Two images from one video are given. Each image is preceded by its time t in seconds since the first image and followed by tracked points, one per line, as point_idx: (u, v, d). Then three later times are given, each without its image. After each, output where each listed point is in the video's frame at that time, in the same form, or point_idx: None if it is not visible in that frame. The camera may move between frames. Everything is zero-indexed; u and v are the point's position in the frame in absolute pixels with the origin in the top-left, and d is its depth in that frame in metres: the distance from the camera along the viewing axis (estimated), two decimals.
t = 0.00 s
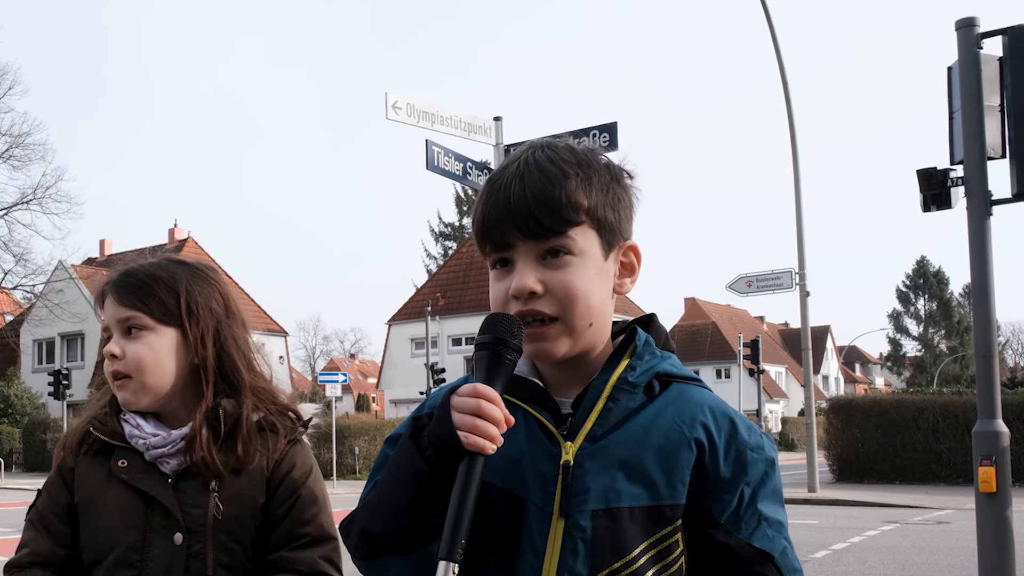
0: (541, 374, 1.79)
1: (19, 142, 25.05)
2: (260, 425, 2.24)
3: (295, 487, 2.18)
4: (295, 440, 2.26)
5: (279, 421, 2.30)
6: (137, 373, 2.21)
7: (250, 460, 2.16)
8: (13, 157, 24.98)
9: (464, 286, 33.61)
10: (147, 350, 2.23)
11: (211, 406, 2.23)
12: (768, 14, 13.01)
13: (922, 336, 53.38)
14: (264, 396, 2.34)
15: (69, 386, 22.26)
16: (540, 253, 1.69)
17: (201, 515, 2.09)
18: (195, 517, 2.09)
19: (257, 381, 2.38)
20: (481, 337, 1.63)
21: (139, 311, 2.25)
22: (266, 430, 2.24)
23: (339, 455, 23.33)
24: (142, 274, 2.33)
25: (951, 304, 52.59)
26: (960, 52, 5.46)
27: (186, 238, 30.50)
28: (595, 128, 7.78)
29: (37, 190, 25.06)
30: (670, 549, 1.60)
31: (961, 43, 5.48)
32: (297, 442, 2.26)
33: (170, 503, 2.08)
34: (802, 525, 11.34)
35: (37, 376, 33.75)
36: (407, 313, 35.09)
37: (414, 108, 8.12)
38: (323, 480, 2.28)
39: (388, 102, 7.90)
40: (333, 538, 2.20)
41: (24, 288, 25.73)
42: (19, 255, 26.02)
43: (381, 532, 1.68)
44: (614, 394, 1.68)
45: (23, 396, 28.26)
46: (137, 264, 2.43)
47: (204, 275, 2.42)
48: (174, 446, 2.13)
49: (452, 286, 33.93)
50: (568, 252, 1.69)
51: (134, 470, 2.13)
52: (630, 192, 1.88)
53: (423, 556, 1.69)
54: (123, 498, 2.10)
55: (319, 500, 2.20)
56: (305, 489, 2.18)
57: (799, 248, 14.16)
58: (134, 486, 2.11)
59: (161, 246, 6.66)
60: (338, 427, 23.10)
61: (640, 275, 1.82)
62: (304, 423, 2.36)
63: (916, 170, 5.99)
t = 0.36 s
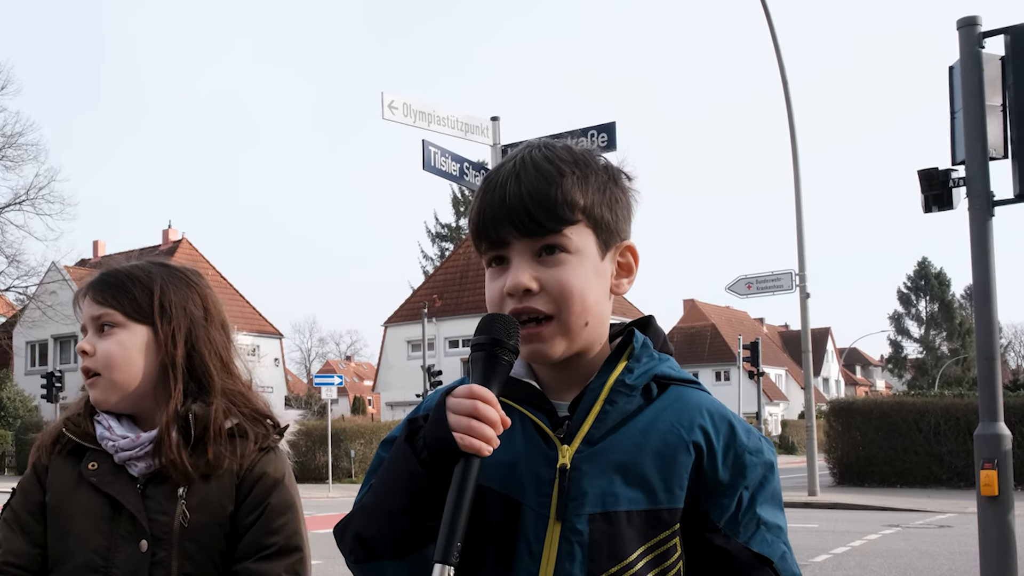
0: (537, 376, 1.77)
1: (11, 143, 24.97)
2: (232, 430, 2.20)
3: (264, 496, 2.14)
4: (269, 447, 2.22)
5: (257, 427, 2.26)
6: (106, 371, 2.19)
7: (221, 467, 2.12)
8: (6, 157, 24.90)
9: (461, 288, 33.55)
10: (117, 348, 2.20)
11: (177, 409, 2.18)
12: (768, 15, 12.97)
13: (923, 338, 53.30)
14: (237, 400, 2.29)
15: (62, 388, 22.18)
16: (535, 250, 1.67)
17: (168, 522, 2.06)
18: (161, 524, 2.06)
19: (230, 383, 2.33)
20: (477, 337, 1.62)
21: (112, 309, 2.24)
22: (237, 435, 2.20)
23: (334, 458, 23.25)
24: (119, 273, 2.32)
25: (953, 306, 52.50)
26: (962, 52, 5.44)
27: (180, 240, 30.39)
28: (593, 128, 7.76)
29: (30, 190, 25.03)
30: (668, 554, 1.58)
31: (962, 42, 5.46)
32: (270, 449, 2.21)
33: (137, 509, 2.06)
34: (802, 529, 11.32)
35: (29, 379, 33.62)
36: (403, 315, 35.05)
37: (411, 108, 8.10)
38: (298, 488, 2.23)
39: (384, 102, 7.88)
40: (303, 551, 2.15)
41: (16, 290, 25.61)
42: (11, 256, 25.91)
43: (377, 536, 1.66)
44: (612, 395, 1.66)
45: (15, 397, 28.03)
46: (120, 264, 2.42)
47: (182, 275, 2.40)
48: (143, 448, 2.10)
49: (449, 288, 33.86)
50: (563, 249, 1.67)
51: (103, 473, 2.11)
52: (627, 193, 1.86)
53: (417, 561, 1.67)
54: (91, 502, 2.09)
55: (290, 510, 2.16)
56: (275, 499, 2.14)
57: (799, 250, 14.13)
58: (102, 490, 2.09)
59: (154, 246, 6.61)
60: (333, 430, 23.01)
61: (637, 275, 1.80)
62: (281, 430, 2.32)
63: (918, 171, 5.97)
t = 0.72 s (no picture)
0: (536, 380, 1.75)
1: (4, 143, 24.83)
2: (204, 436, 2.16)
3: (231, 505, 2.09)
4: (241, 454, 2.17)
5: (235, 435, 2.22)
6: (84, 376, 2.17)
7: (188, 474, 2.09)
8: None
9: (458, 289, 33.50)
10: (99, 353, 2.19)
11: (150, 413, 2.15)
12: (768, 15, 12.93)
13: (924, 340, 53.25)
14: (213, 408, 2.26)
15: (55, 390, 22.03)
16: (532, 254, 1.66)
17: (131, 528, 2.03)
18: (124, 531, 2.03)
19: (210, 389, 2.30)
20: (475, 338, 1.60)
21: (94, 313, 2.22)
22: (207, 443, 2.16)
23: (330, 461, 23.18)
24: (103, 278, 2.30)
25: (954, 307, 52.45)
26: (964, 51, 5.42)
27: (174, 241, 30.30)
28: (592, 128, 7.73)
29: (23, 191, 25.03)
30: (668, 556, 1.56)
31: (964, 41, 5.45)
32: (242, 456, 2.17)
33: (101, 515, 2.04)
34: (802, 533, 11.30)
35: (23, 382, 33.47)
36: (400, 317, 34.99)
37: (407, 108, 8.09)
38: (270, 496, 2.19)
39: (381, 102, 7.85)
40: (272, 563, 2.10)
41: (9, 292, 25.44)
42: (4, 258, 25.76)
43: (374, 539, 1.64)
44: (610, 398, 1.64)
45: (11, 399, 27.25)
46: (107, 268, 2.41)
47: (166, 280, 2.37)
48: (110, 453, 2.09)
49: (445, 290, 33.79)
50: (559, 253, 1.65)
51: (71, 477, 2.10)
52: (624, 194, 1.84)
53: (414, 562, 1.65)
54: (58, 507, 2.08)
55: (259, 521, 2.11)
56: (242, 509, 2.09)
57: (799, 251, 14.11)
58: (69, 495, 2.08)
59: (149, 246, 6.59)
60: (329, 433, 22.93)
61: (634, 277, 1.79)
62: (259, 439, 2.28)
63: (919, 172, 5.96)
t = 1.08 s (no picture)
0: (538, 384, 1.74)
1: None
2: (177, 436, 2.09)
3: (194, 503, 2.00)
4: (212, 450, 2.08)
5: (211, 435, 2.14)
6: (79, 387, 2.16)
7: (151, 474, 2.03)
8: None
9: (455, 292, 33.44)
10: (95, 364, 2.17)
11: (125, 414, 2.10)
12: (768, 16, 12.89)
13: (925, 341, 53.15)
14: (195, 411, 2.20)
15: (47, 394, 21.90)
16: (530, 262, 1.64)
17: (96, 529, 2.01)
18: (91, 532, 2.01)
19: (203, 396, 2.25)
20: (480, 338, 1.58)
21: (90, 324, 2.20)
22: (177, 441, 2.08)
23: (326, 464, 23.12)
24: (100, 286, 2.27)
25: (955, 309, 52.34)
26: (966, 51, 5.40)
27: (168, 243, 30.20)
28: (590, 128, 7.71)
29: (16, 191, 25.06)
30: (669, 560, 1.55)
31: (966, 41, 5.43)
32: (213, 453, 2.08)
33: (71, 518, 2.04)
34: (803, 536, 11.29)
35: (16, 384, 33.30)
36: (396, 319, 34.93)
37: (404, 108, 8.06)
38: (243, 489, 2.07)
39: (377, 102, 7.84)
40: (237, 561, 1.97)
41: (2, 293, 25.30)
42: None
43: (374, 541, 1.61)
44: (612, 401, 1.63)
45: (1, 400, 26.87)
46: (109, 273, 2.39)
47: (163, 288, 2.34)
48: (79, 455, 2.09)
49: (442, 292, 33.70)
50: (558, 260, 1.63)
51: (55, 482, 2.12)
52: (624, 195, 1.83)
53: (415, 563, 1.62)
54: (40, 512, 2.10)
55: (225, 516, 1.99)
56: (204, 506, 1.99)
57: (799, 252, 14.08)
58: (50, 499, 2.10)
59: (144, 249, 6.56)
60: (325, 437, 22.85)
61: (634, 280, 1.77)
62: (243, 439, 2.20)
63: (920, 172, 5.94)
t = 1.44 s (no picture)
0: (542, 386, 1.72)
1: None
2: (197, 440, 2.07)
3: (216, 506, 1.98)
4: (235, 455, 2.07)
5: (231, 440, 2.12)
6: (100, 389, 2.14)
7: (171, 479, 2.01)
8: None
9: (451, 293, 33.32)
10: (117, 366, 2.14)
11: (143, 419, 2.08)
12: (767, 17, 12.86)
13: (926, 343, 53.07)
14: (213, 412, 2.18)
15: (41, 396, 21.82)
16: (534, 259, 1.62)
17: (114, 532, 1.99)
18: (109, 534, 1.99)
19: (222, 401, 2.23)
20: (482, 337, 1.56)
21: (114, 325, 2.17)
22: (197, 446, 2.06)
23: (322, 468, 23.04)
24: (123, 284, 2.25)
25: (957, 311, 52.24)
26: (967, 50, 5.38)
27: (163, 244, 30.13)
28: (588, 129, 7.70)
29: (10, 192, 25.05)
30: (674, 565, 1.53)
31: (967, 40, 5.41)
32: (237, 458, 2.06)
33: (90, 520, 2.02)
34: (804, 540, 11.27)
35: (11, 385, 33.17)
36: (393, 321, 34.88)
37: (401, 108, 8.05)
38: (264, 495, 2.06)
39: (373, 102, 7.82)
40: (260, 565, 1.97)
41: None
42: None
43: (376, 542, 1.58)
44: (617, 404, 1.61)
45: None
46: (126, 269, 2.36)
47: (186, 288, 2.31)
48: (100, 455, 2.07)
49: (439, 293, 33.61)
50: (562, 258, 1.62)
51: (71, 481, 2.10)
52: (634, 197, 1.81)
53: (419, 565, 1.60)
54: (55, 512, 2.08)
55: (247, 522, 1.99)
56: (227, 511, 1.98)
57: (799, 254, 14.06)
58: (66, 499, 2.08)
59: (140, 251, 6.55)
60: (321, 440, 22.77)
61: (641, 282, 1.75)
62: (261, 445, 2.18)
63: (921, 172, 5.93)
